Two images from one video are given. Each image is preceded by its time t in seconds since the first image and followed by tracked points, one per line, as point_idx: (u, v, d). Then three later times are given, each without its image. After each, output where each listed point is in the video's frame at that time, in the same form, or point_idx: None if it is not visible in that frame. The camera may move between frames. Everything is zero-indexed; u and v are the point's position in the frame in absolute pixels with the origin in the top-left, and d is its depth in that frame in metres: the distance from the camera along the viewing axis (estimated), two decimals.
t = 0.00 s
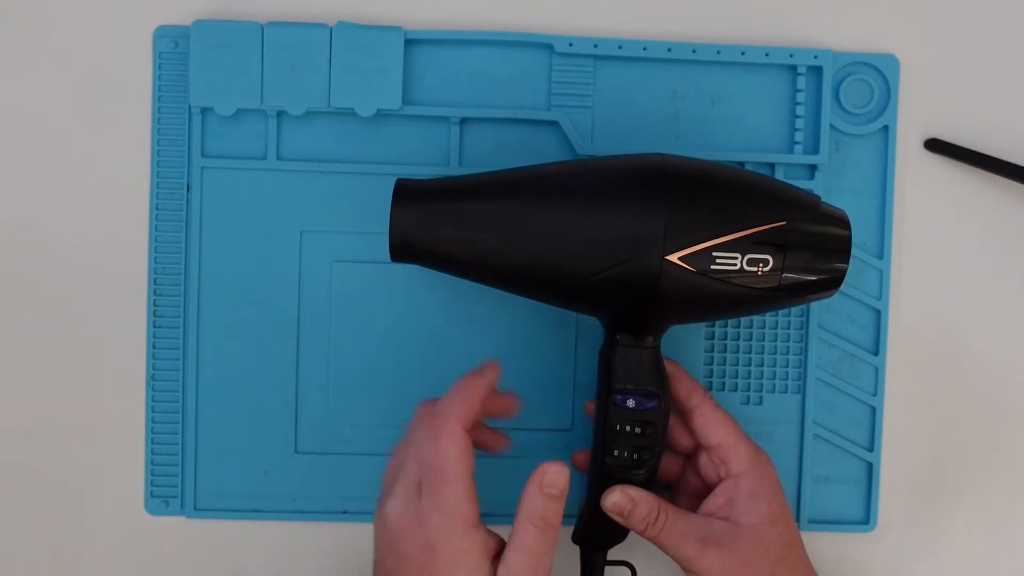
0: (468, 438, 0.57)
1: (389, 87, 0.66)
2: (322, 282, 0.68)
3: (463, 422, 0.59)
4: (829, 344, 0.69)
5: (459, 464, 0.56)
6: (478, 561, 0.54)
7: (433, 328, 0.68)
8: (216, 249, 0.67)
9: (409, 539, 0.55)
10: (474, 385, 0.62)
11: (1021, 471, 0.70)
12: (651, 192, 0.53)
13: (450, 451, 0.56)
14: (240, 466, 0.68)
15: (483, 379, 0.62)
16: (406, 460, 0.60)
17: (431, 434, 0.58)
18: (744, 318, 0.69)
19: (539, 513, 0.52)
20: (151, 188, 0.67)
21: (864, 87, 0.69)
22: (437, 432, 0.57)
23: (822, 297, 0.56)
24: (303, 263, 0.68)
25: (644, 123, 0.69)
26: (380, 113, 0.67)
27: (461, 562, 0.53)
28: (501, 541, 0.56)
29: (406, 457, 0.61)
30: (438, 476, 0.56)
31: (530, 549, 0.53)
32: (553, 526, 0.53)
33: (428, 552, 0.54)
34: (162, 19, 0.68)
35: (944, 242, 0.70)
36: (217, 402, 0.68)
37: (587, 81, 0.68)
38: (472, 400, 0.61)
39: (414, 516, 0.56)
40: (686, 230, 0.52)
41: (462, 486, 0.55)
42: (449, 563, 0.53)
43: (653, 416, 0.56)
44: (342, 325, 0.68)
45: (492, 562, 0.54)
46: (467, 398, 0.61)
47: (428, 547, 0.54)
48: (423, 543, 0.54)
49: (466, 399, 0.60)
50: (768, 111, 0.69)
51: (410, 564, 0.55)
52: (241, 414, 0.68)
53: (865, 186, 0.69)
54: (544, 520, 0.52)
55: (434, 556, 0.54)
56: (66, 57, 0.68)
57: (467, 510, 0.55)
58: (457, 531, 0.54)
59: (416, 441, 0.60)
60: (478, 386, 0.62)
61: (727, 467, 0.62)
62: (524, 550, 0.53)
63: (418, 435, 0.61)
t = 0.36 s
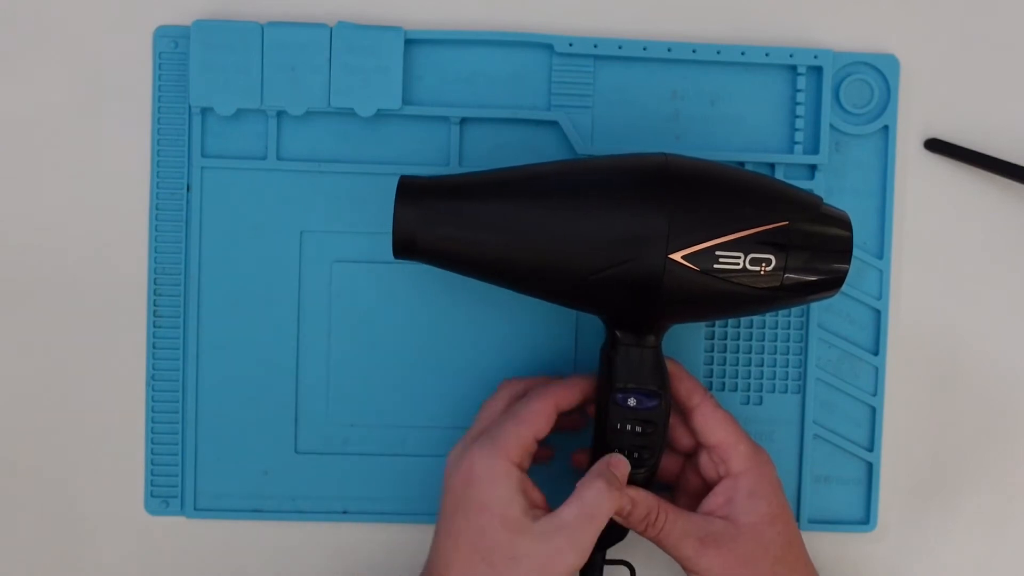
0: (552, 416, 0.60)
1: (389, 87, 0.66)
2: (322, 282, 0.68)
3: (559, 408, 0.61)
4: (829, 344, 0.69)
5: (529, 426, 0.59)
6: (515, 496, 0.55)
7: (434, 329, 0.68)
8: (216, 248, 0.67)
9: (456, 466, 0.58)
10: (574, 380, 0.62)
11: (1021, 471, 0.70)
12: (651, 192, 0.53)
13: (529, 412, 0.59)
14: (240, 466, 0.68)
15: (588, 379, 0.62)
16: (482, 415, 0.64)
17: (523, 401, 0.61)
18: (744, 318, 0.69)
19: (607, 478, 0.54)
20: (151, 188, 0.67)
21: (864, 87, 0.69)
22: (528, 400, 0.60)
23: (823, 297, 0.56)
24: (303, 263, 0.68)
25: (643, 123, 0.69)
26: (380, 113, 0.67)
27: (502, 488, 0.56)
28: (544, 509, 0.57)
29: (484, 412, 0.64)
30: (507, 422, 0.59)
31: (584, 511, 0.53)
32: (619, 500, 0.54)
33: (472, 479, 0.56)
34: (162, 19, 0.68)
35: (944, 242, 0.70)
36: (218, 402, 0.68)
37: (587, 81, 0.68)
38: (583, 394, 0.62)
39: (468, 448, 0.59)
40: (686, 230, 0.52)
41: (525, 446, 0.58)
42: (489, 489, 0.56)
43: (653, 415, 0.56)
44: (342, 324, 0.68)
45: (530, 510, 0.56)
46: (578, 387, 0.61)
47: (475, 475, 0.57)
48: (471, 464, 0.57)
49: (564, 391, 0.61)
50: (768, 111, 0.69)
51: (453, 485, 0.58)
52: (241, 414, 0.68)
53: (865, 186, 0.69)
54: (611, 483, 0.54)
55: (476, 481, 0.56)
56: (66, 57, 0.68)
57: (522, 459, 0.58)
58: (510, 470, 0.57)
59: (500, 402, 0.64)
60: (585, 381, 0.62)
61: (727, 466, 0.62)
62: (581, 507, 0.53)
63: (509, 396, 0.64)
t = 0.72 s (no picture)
0: (548, 416, 0.61)
1: (389, 87, 0.66)
2: (321, 282, 0.68)
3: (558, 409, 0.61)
4: (829, 344, 0.69)
5: (524, 426, 0.59)
6: (506, 490, 0.56)
7: (434, 329, 0.69)
8: (216, 249, 0.67)
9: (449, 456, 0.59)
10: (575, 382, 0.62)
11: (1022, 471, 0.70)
12: (646, 197, 0.53)
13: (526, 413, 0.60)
14: (240, 466, 0.68)
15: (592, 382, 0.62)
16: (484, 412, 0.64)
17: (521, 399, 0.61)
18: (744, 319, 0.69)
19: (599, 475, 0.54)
20: (151, 188, 0.67)
21: (864, 87, 0.69)
22: (526, 398, 0.61)
23: (820, 299, 0.56)
24: (302, 263, 0.68)
25: (644, 123, 0.69)
26: (380, 113, 0.67)
27: (494, 481, 0.56)
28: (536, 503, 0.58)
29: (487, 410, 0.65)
30: (503, 419, 0.60)
31: (574, 508, 0.53)
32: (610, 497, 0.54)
33: (463, 470, 0.57)
34: (162, 19, 0.68)
35: (944, 243, 0.70)
36: (217, 402, 0.68)
37: (587, 81, 0.68)
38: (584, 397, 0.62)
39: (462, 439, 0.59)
40: (681, 234, 0.52)
41: (520, 441, 0.59)
42: (480, 481, 0.56)
43: (650, 419, 0.56)
44: (341, 324, 0.68)
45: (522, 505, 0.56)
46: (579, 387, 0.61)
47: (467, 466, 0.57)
48: (462, 456, 0.58)
49: (564, 391, 0.61)
50: (768, 111, 0.69)
51: (446, 476, 0.58)
52: (241, 414, 0.68)
53: (865, 186, 0.69)
54: (605, 481, 0.54)
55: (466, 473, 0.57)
56: (66, 57, 0.68)
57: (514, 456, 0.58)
58: (502, 464, 0.57)
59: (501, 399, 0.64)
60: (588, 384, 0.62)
61: (725, 467, 0.62)
62: (574, 503, 0.53)
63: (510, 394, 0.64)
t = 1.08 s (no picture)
0: (545, 412, 0.61)
1: (389, 87, 0.66)
2: (321, 282, 0.68)
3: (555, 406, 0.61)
4: (829, 344, 0.69)
5: (520, 419, 0.59)
6: (498, 479, 0.56)
7: (434, 329, 0.68)
8: (216, 248, 0.67)
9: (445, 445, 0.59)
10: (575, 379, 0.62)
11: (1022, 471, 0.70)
12: (647, 196, 0.53)
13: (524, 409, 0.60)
14: (240, 466, 0.68)
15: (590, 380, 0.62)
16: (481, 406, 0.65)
17: (518, 393, 0.61)
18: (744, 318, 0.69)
19: (593, 470, 0.54)
20: (151, 188, 0.67)
21: (864, 87, 0.69)
22: (524, 392, 0.61)
23: (820, 297, 0.56)
24: (302, 263, 0.68)
25: (644, 123, 0.69)
26: (380, 113, 0.67)
27: (486, 469, 0.56)
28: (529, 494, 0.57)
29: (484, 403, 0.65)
30: (500, 412, 0.60)
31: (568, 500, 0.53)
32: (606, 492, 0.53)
33: (456, 459, 0.57)
34: (162, 19, 0.68)
35: (945, 242, 0.70)
36: (217, 403, 0.68)
37: (587, 81, 0.68)
38: (582, 395, 0.62)
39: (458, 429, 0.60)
40: (682, 233, 0.52)
41: (515, 432, 0.59)
42: (472, 469, 0.56)
43: (651, 418, 0.56)
44: (341, 325, 0.68)
45: (515, 494, 0.56)
46: (578, 385, 0.61)
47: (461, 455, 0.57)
48: (456, 445, 0.58)
49: (562, 388, 0.61)
50: (768, 111, 0.69)
51: (441, 465, 0.58)
52: (241, 414, 0.68)
53: (865, 186, 0.69)
54: (603, 476, 0.53)
55: (460, 462, 0.57)
56: (66, 57, 0.68)
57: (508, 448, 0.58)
58: (495, 454, 0.57)
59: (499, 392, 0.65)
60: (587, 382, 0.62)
61: (726, 467, 0.62)
62: (569, 496, 0.53)
63: (508, 388, 0.64)
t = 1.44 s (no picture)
0: (546, 408, 0.61)
1: (389, 87, 0.66)
2: (321, 282, 0.68)
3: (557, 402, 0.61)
4: (829, 344, 0.69)
5: (520, 416, 0.59)
6: (498, 476, 0.56)
7: (433, 329, 0.68)
8: (216, 249, 0.67)
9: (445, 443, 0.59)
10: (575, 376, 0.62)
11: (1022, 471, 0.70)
12: (645, 198, 0.53)
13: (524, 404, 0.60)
14: (240, 466, 0.68)
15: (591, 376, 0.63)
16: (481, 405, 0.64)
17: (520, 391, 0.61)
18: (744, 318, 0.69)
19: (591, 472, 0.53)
20: (151, 188, 0.67)
21: (864, 87, 0.69)
22: (525, 389, 0.61)
23: (819, 298, 0.56)
24: (302, 263, 0.68)
25: (644, 123, 0.69)
26: (380, 113, 0.67)
27: (486, 465, 0.56)
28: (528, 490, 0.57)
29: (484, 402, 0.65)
30: (500, 409, 0.60)
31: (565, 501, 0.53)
32: (605, 496, 0.53)
33: (457, 457, 0.57)
34: (162, 19, 0.68)
35: (944, 242, 0.70)
36: (217, 403, 0.68)
37: (587, 81, 0.68)
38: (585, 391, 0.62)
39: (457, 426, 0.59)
40: (680, 235, 0.52)
41: (516, 429, 0.59)
42: (471, 465, 0.56)
43: (649, 420, 0.56)
44: (341, 325, 0.68)
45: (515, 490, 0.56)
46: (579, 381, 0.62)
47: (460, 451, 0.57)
48: (455, 442, 0.58)
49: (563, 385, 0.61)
50: (768, 112, 0.69)
51: (440, 461, 0.58)
52: (241, 414, 0.68)
53: (865, 186, 0.69)
54: (603, 480, 0.53)
55: (458, 458, 0.57)
56: (66, 57, 0.68)
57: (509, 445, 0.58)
58: (496, 449, 0.57)
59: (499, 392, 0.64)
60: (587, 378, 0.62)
61: (725, 468, 0.62)
62: (569, 497, 0.53)
63: (508, 387, 0.64)
